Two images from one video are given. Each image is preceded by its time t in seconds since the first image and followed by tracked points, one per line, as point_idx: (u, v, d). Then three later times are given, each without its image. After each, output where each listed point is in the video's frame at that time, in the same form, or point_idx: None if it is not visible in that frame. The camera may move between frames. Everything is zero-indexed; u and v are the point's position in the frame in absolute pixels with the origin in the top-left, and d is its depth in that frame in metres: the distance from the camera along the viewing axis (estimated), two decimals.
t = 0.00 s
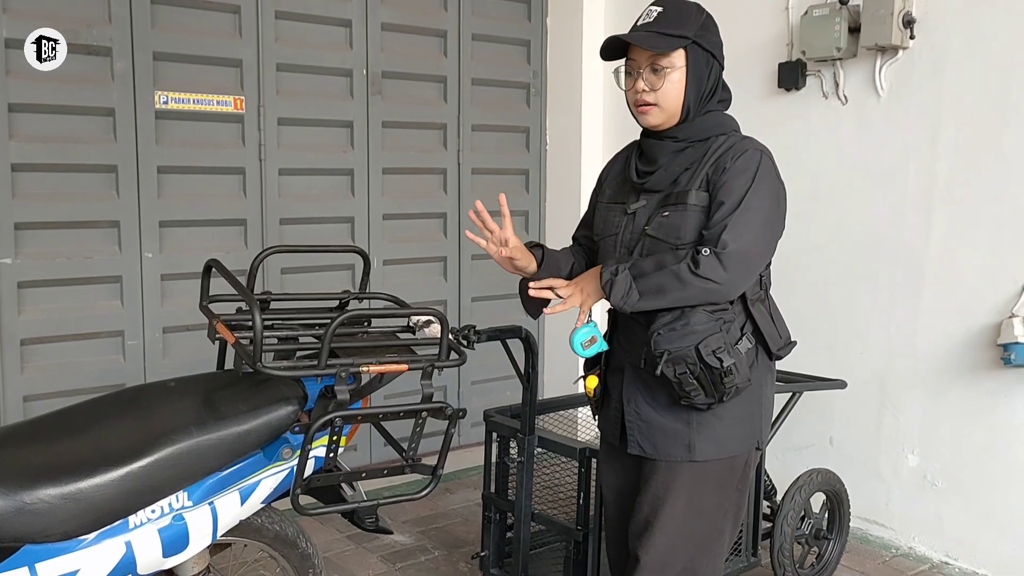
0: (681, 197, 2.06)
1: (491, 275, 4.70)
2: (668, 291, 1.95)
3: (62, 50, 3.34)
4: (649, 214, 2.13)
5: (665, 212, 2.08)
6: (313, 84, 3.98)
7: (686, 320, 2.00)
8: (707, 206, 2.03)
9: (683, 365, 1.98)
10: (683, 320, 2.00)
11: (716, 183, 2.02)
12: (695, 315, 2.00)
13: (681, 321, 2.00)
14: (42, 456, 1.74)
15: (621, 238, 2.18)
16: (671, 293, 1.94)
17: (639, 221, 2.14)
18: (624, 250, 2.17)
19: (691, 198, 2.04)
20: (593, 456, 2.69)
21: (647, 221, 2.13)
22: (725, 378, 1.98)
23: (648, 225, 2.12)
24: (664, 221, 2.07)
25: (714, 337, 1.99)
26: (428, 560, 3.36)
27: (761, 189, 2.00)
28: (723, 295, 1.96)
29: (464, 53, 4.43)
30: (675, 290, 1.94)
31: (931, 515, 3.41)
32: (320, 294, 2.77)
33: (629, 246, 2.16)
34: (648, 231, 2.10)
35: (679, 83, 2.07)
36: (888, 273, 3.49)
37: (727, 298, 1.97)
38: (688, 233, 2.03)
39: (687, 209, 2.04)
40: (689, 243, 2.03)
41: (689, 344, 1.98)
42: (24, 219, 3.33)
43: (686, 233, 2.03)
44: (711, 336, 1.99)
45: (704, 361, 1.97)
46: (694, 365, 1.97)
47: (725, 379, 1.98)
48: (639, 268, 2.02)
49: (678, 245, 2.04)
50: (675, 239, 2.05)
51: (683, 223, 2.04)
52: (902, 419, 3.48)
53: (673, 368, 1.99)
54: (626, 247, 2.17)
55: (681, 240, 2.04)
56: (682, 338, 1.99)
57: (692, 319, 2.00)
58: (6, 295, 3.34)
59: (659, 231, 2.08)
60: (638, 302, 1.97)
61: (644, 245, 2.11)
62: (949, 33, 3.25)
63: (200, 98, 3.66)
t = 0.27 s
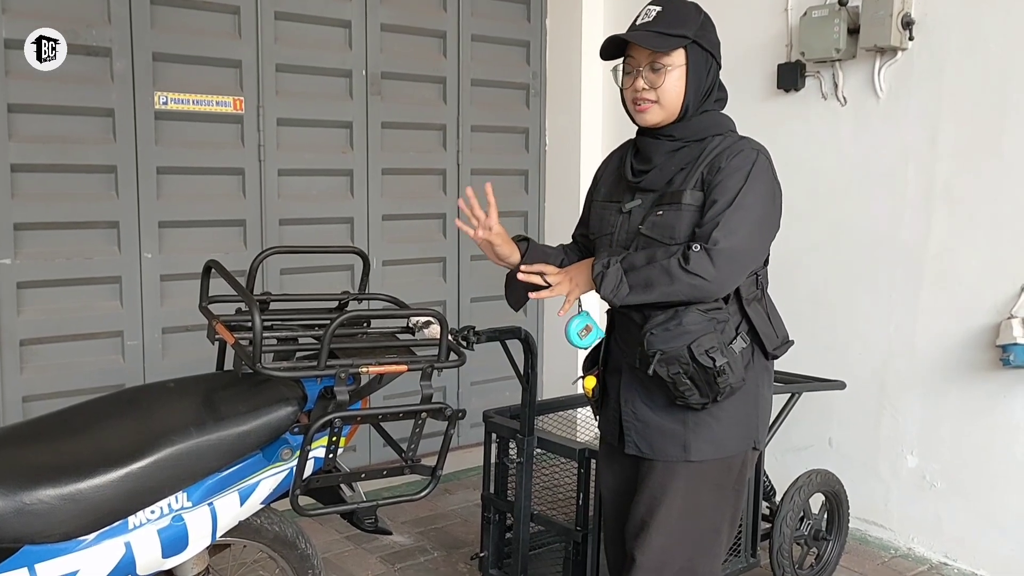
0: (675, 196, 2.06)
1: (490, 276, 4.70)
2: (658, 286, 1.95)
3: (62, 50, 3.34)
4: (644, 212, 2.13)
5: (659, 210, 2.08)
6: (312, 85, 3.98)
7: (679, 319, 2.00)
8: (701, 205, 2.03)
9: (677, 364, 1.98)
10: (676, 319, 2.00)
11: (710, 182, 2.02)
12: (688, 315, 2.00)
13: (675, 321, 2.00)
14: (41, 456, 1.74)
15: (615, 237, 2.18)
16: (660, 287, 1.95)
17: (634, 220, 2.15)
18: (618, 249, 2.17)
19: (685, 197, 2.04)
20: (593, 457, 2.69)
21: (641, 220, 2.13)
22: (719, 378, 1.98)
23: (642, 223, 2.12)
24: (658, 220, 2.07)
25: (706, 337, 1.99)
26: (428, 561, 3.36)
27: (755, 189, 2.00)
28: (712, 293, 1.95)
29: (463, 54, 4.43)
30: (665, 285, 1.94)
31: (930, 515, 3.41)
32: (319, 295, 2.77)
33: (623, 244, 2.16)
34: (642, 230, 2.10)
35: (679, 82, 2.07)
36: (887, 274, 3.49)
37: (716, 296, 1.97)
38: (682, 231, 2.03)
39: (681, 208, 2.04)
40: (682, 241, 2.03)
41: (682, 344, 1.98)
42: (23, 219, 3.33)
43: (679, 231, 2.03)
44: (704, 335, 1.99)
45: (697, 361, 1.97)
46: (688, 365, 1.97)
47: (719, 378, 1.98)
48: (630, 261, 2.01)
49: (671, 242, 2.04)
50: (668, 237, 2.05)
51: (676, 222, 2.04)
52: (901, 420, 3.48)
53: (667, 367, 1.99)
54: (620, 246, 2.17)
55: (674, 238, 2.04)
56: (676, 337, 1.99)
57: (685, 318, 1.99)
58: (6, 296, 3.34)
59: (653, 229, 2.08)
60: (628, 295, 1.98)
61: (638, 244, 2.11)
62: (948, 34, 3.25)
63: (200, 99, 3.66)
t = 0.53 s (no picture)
0: (683, 198, 2.06)
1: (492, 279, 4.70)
2: (669, 288, 1.94)
3: (63, 50, 3.35)
4: (649, 214, 2.13)
5: (665, 212, 2.08)
6: (315, 88, 3.99)
7: (682, 322, 2.00)
8: (709, 207, 2.03)
9: (680, 367, 1.97)
10: (679, 322, 2.00)
11: (720, 185, 2.02)
12: (691, 317, 2.00)
13: (677, 323, 1.99)
14: (42, 459, 1.74)
15: (619, 238, 2.18)
16: (671, 291, 1.94)
17: (638, 221, 2.14)
18: (622, 250, 2.17)
19: (693, 199, 2.04)
20: (594, 460, 2.69)
21: (646, 221, 2.13)
22: (722, 380, 1.98)
23: (647, 225, 2.11)
24: (664, 222, 2.07)
25: (709, 339, 1.99)
26: (429, 564, 3.35)
27: (765, 192, 2.01)
28: (723, 294, 1.96)
29: (465, 57, 4.44)
30: (677, 288, 1.94)
31: (932, 519, 3.40)
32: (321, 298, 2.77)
33: (627, 246, 2.16)
34: (647, 232, 2.09)
35: (690, 84, 2.08)
36: (889, 278, 3.49)
37: (726, 298, 1.98)
38: (690, 234, 2.03)
39: (689, 210, 2.04)
40: (690, 243, 2.03)
41: (685, 346, 1.98)
42: (25, 222, 3.33)
43: (687, 234, 2.03)
44: (707, 338, 1.99)
45: (701, 363, 1.97)
46: (691, 367, 1.97)
47: (722, 380, 1.98)
48: (639, 265, 2.00)
49: (678, 245, 2.04)
50: (675, 240, 2.05)
51: (684, 224, 2.04)
52: (902, 424, 3.47)
53: (670, 370, 1.98)
54: (623, 247, 2.17)
55: (681, 240, 2.04)
56: (678, 339, 1.98)
57: (688, 320, 1.99)
58: (7, 298, 3.34)
59: (659, 231, 2.07)
60: (639, 301, 1.95)
61: (643, 246, 2.11)
62: (950, 38, 3.25)
63: (202, 102, 3.67)
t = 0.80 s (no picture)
0: (694, 200, 2.06)
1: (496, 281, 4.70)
2: (681, 290, 1.94)
3: (63, 48, 3.34)
4: (658, 214, 2.12)
5: (675, 214, 2.08)
6: (319, 89, 3.99)
7: (691, 322, 1.99)
8: (721, 210, 2.03)
9: (689, 368, 1.98)
10: (688, 323, 2.00)
11: (733, 188, 2.03)
12: (699, 318, 1.99)
13: (687, 324, 1.99)
14: (46, 459, 1.74)
15: (626, 239, 2.17)
16: (684, 292, 1.94)
17: (646, 222, 2.14)
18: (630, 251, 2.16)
19: (705, 201, 2.04)
20: (597, 463, 2.68)
21: (654, 222, 2.12)
22: (730, 381, 1.99)
23: (656, 226, 2.11)
24: (675, 223, 2.07)
25: (718, 340, 1.99)
26: (432, 566, 3.35)
27: (776, 197, 2.03)
28: (734, 296, 1.97)
29: (470, 59, 4.44)
30: (690, 289, 1.94)
31: (936, 524, 3.40)
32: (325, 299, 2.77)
33: (634, 246, 2.15)
34: (657, 232, 2.09)
35: (703, 86, 2.07)
36: (894, 281, 3.48)
37: (737, 300, 1.99)
38: (701, 236, 2.03)
39: (700, 212, 2.04)
40: (701, 245, 2.03)
41: (694, 347, 1.98)
42: (30, 222, 3.34)
43: (697, 236, 2.03)
44: (715, 339, 1.99)
45: (710, 364, 1.97)
46: (700, 368, 1.98)
47: (731, 380, 1.99)
48: (652, 266, 2.00)
49: (689, 246, 2.04)
50: (686, 241, 2.05)
51: (695, 226, 2.04)
52: (906, 427, 3.47)
53: (679, 371, 1.98)
54: (631, 248, 2.16)
55: (692, 242, 2.04)
56: (687, 340, 1.99)
57: (697, 321, 1.99)
58: (11, 298, 3.34)
59: (669, 233, 2.07)
60: (651, 301, 1.94)
61: (652, 247, 2.10)
62: (955, 42, 3.25)
63: (207, 103, 3.67)
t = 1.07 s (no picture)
0: (701, 201, 2.05)
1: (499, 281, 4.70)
2: (686, 290, 1.95)
3: (60, 55, 3.34)
4: (665, 215, 2.12)
5: (682, 214, 2.07)
6: (323, 89, 3.99)
7: (696, 323, 2.00)
8: (727, 211, 2.03)
9: (695, 369, 1.97)
10: (693, 323, 2.00)
11: (741, 190, 2.02)
12: (705, 318, 2.00)
13: (692, 325, 1.99)
14: (50, 457, 1.75)
15: (633, 239, 2.17)
16: (689, 293, 1.94)
17: (653, 223, 2.14)
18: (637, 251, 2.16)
19: (712, 202, 2.04)
20: (600, 463, 2.68)
21: (662, 222, 2.12)
22: (735, 381, 1.98)
23: (663, 226, 2.11)
24: (681, 224, 2.06)
25: (724, 341, 1.99)
26: (434, 565, 3.35)
27: (783, 199, 2.02)
28: (740, 298, 1.97)
29: (474, 59, 4.44)
30: (694, 290, 1.94)
31: (939, 526, 3.39)
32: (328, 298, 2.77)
33: (641, 246, 2.15)
34: (664, 233, 2.09)
35: (709, 85, 2.07)
36: (898, 282, 3.48)
37: (743, 302, 1.99)
38: (707, 236, 2.03)
39: (707, 213, 2.03)
40: (707, 246, 2.03)
41: (700, 347, 1.98)
42: (34, 220, 3.34)
43: (704, 236, 2.03)
44: (721, 339, 1.99)
45: (716, 365, 1.97)
46: (705, 368, 1.97)
47: (736, 382, 1.98)
48: (657, 266, 2.00)
49: (696, 247, 2.04)
50: (693, 242, 2.04)
51: (701, 226, 2.03)
52: (910, 429, 3.46)
53: (684, 372, 1.98)
54: (638, 248, 2.16)
55: (698, 243, 2.03)
56: (693, 341, 1.98)
57: (703, 322, 2.00)
58: (16, 296, 3.34)
59: (676, 233, 2.07)
60: (654, 301, 1.96)
61: (658, 247, 2.10)
62: (960, 43, 3.24)
63: (211, 102, 3.68)
